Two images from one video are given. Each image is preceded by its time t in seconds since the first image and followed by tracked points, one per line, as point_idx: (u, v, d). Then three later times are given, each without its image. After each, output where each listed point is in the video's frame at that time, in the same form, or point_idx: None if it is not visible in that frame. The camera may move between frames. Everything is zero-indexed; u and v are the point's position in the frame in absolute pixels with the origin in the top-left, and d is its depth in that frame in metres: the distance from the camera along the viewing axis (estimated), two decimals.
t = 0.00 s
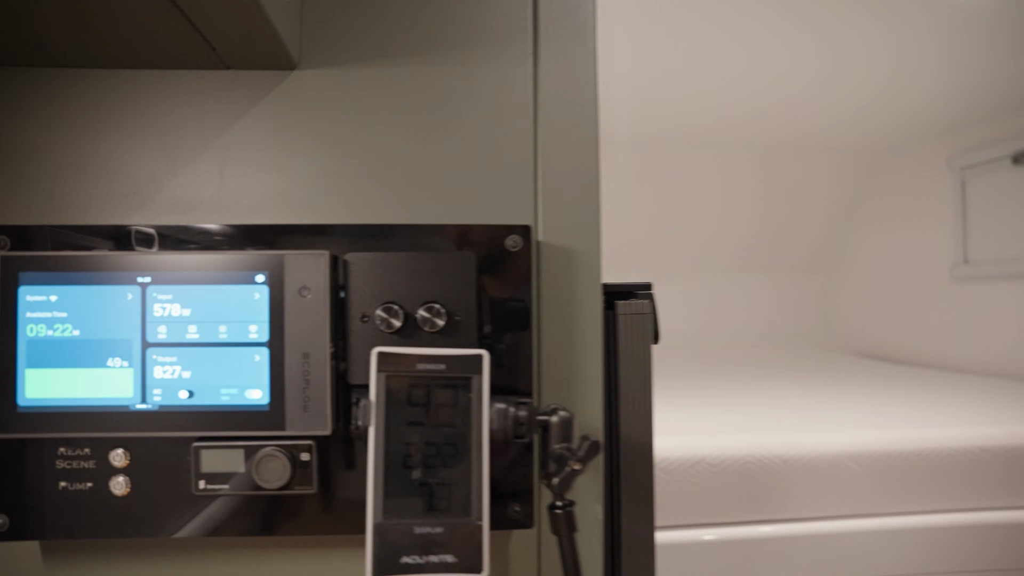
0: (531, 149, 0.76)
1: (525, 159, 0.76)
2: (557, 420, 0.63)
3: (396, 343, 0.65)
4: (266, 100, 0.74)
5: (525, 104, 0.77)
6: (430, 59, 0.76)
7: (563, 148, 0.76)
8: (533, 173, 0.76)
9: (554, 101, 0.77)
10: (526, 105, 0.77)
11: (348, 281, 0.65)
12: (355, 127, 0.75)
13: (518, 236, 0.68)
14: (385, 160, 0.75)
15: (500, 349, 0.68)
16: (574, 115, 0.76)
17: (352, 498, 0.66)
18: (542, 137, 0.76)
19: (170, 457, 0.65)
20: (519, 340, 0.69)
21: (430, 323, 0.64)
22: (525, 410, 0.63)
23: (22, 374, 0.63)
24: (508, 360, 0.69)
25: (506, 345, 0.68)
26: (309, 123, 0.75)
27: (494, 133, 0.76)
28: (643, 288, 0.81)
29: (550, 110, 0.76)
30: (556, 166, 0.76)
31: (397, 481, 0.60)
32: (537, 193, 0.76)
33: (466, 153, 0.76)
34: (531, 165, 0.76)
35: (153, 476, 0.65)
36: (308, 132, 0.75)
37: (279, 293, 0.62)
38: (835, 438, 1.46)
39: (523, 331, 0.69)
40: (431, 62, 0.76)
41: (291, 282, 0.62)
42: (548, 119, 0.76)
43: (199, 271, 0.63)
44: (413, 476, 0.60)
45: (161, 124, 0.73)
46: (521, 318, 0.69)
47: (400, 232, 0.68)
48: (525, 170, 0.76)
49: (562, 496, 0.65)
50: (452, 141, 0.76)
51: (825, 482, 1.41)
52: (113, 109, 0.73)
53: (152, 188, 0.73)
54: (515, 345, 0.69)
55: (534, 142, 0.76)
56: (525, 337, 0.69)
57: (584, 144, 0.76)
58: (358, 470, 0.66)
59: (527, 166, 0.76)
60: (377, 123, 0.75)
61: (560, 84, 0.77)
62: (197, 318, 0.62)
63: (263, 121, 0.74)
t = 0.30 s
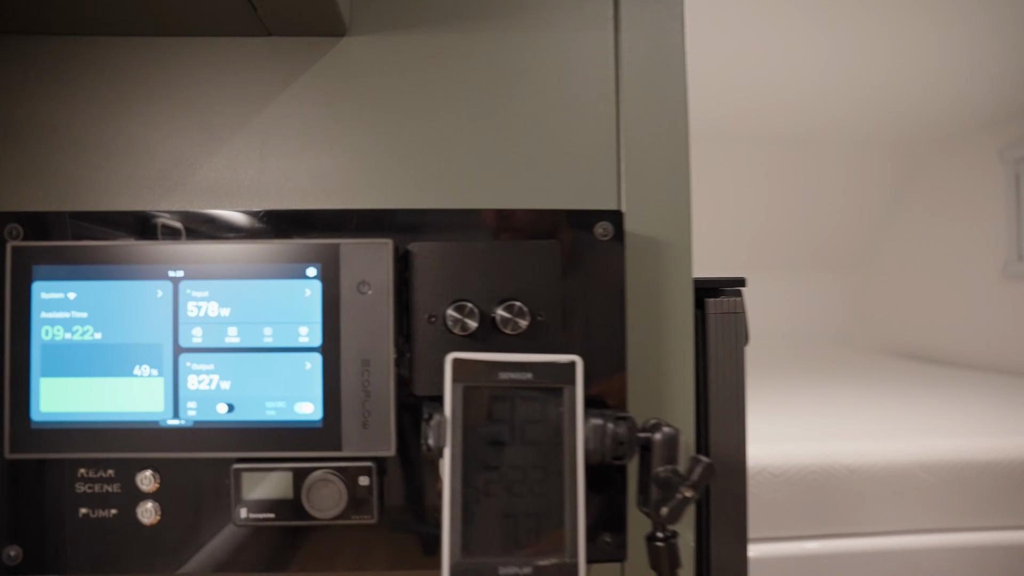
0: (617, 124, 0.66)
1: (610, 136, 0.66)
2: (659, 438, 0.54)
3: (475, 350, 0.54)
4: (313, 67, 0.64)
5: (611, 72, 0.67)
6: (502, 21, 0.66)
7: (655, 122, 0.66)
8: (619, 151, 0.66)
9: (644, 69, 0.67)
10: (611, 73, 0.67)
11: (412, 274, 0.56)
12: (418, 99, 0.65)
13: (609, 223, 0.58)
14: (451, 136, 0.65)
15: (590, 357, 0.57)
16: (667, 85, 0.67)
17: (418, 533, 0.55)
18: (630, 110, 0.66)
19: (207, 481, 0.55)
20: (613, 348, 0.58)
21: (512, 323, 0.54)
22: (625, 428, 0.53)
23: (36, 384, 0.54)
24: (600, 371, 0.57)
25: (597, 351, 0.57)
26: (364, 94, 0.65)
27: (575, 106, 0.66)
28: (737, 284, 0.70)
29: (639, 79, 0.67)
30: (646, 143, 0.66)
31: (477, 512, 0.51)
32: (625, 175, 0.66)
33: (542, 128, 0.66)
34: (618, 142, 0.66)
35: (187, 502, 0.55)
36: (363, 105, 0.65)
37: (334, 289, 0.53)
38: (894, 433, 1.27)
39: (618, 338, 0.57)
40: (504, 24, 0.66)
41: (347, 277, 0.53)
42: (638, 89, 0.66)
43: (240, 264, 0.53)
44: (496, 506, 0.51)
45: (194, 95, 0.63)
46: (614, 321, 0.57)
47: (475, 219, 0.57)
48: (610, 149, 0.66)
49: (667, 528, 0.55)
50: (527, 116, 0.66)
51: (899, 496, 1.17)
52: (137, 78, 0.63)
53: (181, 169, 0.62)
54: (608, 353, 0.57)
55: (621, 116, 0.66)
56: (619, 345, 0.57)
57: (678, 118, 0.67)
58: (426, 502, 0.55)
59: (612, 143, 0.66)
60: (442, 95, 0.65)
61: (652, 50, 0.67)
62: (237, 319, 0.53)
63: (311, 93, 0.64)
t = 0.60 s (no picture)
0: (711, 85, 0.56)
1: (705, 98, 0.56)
2: (772, 451, 0.45)
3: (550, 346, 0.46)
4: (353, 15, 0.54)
5: (706, 23, 0.57)
6: None
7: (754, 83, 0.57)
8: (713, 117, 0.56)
9: (743, 20, 0.57)
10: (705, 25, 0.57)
11: (473, 256, 0.47)
12: (479, 55, 0.54)
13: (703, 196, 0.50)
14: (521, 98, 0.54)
15: (683, 356, 0.48)
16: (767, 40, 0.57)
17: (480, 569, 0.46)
18: (726, 69, 0.57)
19: (232, 503, 0.47)
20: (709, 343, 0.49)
21: (596, 315, 0.46)
22: (733, 439, 0.45)
23: (29, 388, 0.45)
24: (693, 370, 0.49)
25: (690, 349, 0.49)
26: (417, 48, 0.54)
27: (663, 64, 0.56)
28: (831, 272, 0.60)
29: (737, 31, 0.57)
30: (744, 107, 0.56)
31: (559, 541, 0.42)
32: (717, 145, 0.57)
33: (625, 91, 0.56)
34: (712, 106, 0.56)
35: (204, 526, 0.47)
36: (417, 61, 0.54)
37: (384, 274, 0.44)
38: (932, 425, 0.83)
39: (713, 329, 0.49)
40: None
41: (398, 259, 0.44)
42: (736, 44, 0.56)
43: (269, 244, 0.45)
44: (581, 533, 0.43)
45: (215, 52, 0.53)
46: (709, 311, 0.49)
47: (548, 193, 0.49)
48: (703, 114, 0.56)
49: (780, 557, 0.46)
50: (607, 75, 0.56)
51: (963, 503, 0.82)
52: (148, 31, 0.53)
53: (197, 138, 0.53)
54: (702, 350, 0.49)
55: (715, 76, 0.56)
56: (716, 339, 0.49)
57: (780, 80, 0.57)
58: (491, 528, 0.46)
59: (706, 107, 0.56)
60: (509, 49, 0.54)
61: None
62: (267, 309, 0.45)
63: (354, 47, 0.53)
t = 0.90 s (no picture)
0: (807, 52, 0.50)
1: (800, 68, 0.50)
2: (876, 455, 0.41)
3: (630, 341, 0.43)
4: None
5: None
6: None
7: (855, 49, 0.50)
8: (810, 89, 0.50)
9: None
10: None
11: (546, 244, 0.44)
12: (543, 29, 0.49)
13: (793, 180, 0.47)
14: (589, 76, 0.49)
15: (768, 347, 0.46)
16: None
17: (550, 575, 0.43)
18: (825, 32, 0.50)
19: (285, 511, 0.43)
20: (796, 336, 0.46)
21: (684, 307, 0.42)
22: (835, 442, 0.41)
23: (67, 386, 0.42)
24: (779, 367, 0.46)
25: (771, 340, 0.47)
26: (476, 22, 0.49)
27: (750, 32, 0.50)
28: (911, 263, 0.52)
29: None
30: (847, 76, 0.49)
31: (651, 557, 0.38)
32: (814, 119, 0.50)
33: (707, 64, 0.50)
34: (808, 78, 0.50)
35: (254, 536, 0.43)
36: (474, 37, 0.49)
37: (454, 262, 0.40)
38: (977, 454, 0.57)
39: (772, 318, 0.46)
40: None
41: (469, 245, 0.41)
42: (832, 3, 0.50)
43: (325, 230, 0.41)
44: (674, 546, 0.39)
45: (259, 27, 0.50)
46: (772, 298, 0.47)
47: (625, 177, 0.45)
48: (799, 85, 0.50)
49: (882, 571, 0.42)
50: (686, 46, 0.50)
51: None
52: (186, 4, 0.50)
53: (239, 119, 0.49)
54: (787, 341, 0.47)
55: (813, 41, 0.50)
56: (782, 329, 0.47)
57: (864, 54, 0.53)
58: (567, 535, 0.43)
59: (802, 78, 0.50)
60: (576, 23, 0.50)
61: None
62: (324, 301, 0.41)
63: (407, 22, 0.49)
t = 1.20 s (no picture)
0: (850, 43, 0.48)
1: (842, 60, 0.48)
2: (928, 456, 0.40)
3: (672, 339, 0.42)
4: None
5: None
6: None
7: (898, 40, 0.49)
8: (852, 81, 0.48)
9: None
10: None
11: (586, 240, 0.43)
12: (578, 21, 0.49)
13: (838, 173, 0.46)
14: (625, 69, 0.48)
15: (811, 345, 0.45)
16: None
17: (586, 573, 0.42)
18: (868, 23, 0.49)
19: (320, 513, 0.42)
20: (841, 333, 0.45)
21: (730, 303, 0.41)
22: (887, 441, 0.40)
23: (101, 385, 0.41)
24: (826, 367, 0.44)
25: (817, 339, 0.45)
26: (510, 16, 0.49)
27: (791, 23, 0.49)
28: (954, 259, 0.51)
29: None
30: (889, 68, 0.48)
31: (699, 560, 0.37)
32: (857, 112, 0.48)
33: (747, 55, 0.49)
34: (850, 69, 0.48)
35: (289, 537, 0.42)
36: (508, 29, 0.49)
37: (495, 259, 0.40)
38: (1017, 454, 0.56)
39: (796, 317, 0.45)
40: None
41: (510, 241, 0.40)
42: None
43: (363, 225, 0.40)
44: (722, 550, 0.38)
45: (290, 22, 0.49)
46: (796, 296, 0.45)
47: (665, 171, 0.44)
48: (841, 77, 0.48)
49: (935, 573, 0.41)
50: (725, 38, 0.49)
51: None
52: None
53: (270, 115, 0.49)
54: (831, 339, 0.45)
55: (855, 32, 0.48)
56: (807, 328, 0.45)
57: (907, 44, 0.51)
58: (607, 538, 0.42)
59: (845, 71, 0.48)
60: (611, 15, 0.49)
61: None
62: (362, 297, 0.40)
63: (440, 15, 0.49)
